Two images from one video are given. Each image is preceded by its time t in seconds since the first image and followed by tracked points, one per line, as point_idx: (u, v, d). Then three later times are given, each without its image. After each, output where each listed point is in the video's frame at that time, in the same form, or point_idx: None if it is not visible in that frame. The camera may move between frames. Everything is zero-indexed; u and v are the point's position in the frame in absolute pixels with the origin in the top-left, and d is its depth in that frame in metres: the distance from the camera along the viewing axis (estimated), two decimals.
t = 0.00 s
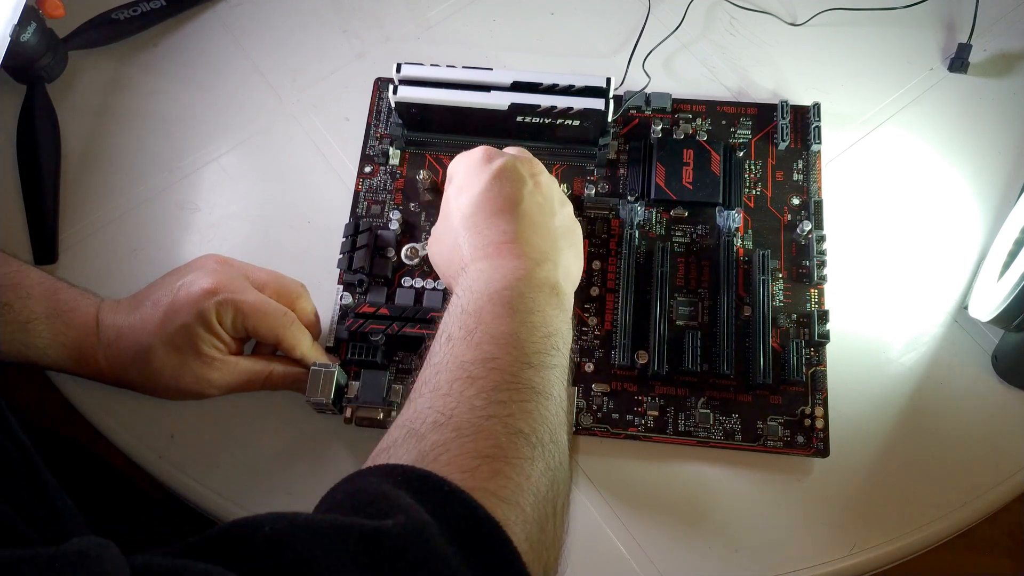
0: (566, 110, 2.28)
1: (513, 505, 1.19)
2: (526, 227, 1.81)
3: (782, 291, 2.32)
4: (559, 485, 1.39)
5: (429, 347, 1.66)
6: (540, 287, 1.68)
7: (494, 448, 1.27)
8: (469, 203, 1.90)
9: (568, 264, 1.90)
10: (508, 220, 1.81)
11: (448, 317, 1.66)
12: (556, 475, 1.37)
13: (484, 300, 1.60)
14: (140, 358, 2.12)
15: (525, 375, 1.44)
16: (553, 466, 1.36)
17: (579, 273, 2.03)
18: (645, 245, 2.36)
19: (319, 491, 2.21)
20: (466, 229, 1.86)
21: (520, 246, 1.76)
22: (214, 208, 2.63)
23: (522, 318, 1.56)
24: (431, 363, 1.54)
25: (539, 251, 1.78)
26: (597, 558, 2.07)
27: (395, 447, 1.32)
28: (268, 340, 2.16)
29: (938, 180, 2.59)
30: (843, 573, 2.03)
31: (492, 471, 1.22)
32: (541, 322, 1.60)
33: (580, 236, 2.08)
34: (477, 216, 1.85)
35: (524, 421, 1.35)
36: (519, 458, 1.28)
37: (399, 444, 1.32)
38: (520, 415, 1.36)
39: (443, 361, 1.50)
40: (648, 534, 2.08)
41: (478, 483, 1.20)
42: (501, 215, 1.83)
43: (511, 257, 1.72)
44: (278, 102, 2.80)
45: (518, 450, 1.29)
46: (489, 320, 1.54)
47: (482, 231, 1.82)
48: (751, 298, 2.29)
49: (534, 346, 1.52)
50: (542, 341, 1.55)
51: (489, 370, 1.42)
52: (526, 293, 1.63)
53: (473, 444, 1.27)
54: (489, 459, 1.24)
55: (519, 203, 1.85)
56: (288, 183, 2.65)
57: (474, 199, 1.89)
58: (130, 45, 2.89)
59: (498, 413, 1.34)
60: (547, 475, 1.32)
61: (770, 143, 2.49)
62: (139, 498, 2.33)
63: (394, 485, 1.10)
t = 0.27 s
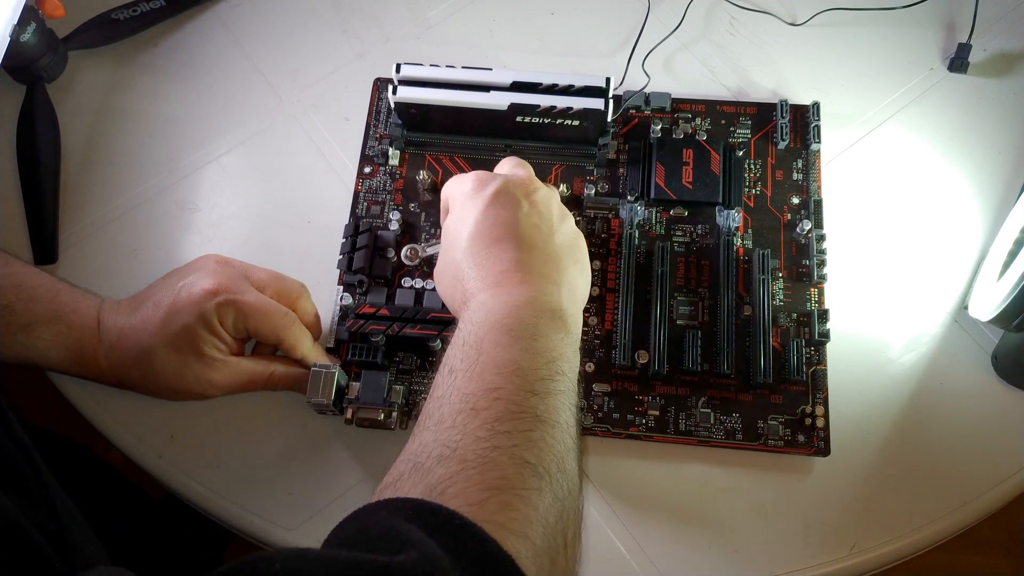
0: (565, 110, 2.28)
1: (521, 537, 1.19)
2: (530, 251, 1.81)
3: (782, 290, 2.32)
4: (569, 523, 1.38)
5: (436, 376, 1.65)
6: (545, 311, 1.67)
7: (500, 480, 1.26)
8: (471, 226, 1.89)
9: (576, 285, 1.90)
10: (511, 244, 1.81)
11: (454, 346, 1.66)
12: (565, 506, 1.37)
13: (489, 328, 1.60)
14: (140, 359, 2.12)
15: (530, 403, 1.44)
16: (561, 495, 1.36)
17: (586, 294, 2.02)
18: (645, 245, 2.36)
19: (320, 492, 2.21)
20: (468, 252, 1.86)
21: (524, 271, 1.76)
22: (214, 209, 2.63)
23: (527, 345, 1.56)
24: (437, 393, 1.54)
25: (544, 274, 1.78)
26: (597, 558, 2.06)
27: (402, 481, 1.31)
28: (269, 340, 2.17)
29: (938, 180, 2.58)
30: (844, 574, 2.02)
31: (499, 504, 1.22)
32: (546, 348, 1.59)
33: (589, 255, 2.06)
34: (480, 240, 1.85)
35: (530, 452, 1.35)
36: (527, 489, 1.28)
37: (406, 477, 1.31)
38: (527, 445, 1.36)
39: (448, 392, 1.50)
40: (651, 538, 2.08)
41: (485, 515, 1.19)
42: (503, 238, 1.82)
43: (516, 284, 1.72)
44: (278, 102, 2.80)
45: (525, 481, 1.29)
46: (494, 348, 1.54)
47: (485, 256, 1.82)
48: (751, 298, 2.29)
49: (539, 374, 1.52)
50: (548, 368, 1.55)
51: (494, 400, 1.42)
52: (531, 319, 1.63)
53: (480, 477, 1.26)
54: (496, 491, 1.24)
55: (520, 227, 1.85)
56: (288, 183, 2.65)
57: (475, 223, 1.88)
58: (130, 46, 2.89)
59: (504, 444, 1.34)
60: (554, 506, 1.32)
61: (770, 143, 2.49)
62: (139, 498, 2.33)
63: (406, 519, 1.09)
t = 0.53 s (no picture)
0: (565, 110, 2.28)
1: (522, 545, 1.18)
2: (521, 269, 1.85)
3: (782, 288, 2.32)
4: (576, 529, 1.37)
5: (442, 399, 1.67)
6: (541, 325, 1.69)
7: (499, 492, 1.26)
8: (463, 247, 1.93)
9: (574, 296, 1.91)
10: (502, 265, 1.86)
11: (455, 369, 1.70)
12: (570, 515, 1.36)
13: (485, 348, 1.64)
14: (142, 363, 2.11)
15: (529, 414, 1.44)
16: (565, 503, 1.35)
17: (589, 306, 2.03)
18: (645, 244, 2.36)
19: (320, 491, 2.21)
20: (463, 273, 1.91)
21: (515, 294, 1.81)
22: (214, 209, 2.62)
23: (525, 359, 1.57)
24: (439, 415, 1.56)
25: (537, 291, 1.81)
26: (598, 558, 2.06)
27: (404, 499, 1.34)
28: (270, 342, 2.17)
29: (938, 180, 2.58)
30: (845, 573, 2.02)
31: (498, 515, 1.21)
32: (545, 359, 1.60)
33: (591, 257, 2.07)
34: (471, 264, 1.90)
35: (530, 461, 1.35)
36: (526, 498, 1.28)
37: (407, 496, 1.34)
38: (526, 455, 1.35)
39: (449, 412, 1.52)
40: (654, 540, 2.07)
41: (484, 525, 1.19)
42: (494, 259, 1.88)
43: (508, 307, 1.78)
44: (278, 102, 2.80)
45: (524, 490, 1.28)
46: (491, 365, 1.56)
47: (478, 279, 1.87)
48: (751, 296, 2.29)
49: (538, 384, 1.52)
50: (547, 378, 1.55)
51: (492, 413, 1.43)
52: (527, 334, 1.65)
53: (479, 489, 1.26)
54: (495, 503, 1.24)
55: (510, 245, 1.89)
56: (288, 183, 2.65)
57: (465, 246, 1.93)
58: (130, 45, 2.89)
59: (502, 455, 1.34)
60: (557, 517, 1.30)
61: (769, 140, 2.49)
62: (139, 498, 2.33)
63: (412, 528, 1.09)
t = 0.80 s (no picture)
0: (564, 110, 2.28)
1: (517, 557, 1.17)
2: (506, 285, 1.88)
3: (782, 288, 2.32)
4: (569, 543, 1.35)
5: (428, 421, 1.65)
6: (526, 340, 1.72)
7: (491, 506, 1.25)
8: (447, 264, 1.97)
9: (560, 311, 1.93)
10: (487, 281, 1.89)
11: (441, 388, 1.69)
12: (564, 531, 1.35)
13: (471, 366, 1.65)
14: (144, 368, 2.13)
15: (518, 429, 1.45)
16: (558, 517, 1.35)
17: (577, 319, 2.05)
18: (644, 243, 2.36)
19: (321, 492, 2.21)
20: (449, 290, 1.93)
21: (499, 311, 1.83)
22: (214, 209, 2.63)
23: (510, 375, 1.59)
24: (426, 435, 1.54)
25: (521, 307, 1.84)
26: (598, 558, 2.06)
27: (393, 518, 1.30)
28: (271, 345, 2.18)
29: (938, 180, 2.58)
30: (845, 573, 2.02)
31: (491, 529, 1.20)
32: (532, 375, 1.61)
33: (582, 269, 2.10)
34: (456, 281, 1.93)
35: (521, 476, 1.35)
36: (519, 512, 1.27)
37: (396, 515, 1.30)
38: (516, 470, 1.35)
39: (436, 430, 1.51)
40: (655, 541, 2.07)
41: (477, 539, 1.18)
42: (479, 274, 1.90)
43: (492, 322, 1.80)
44: (278, 102, 2.80)
45: (517, 505, 1.28)
46: (478, 382, 1.57)
47: (464, 295, 1.89)
48: (751, 297, 2.29)
49: (525, 399, 1.53)
50: (534, 393, 1.57)
51: (481, 429, 1.43)
52: (514, 352, 1.66)
53: (471, 505, 1.25)
54: (487, 517, 1.23)
55: (492, 257, 1.92)
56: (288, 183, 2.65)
57: (449, 262, 1.97)
58: (130, 46, 2.88)
59: (493, 471, 1.34)
60: (551, 530, 1.30)
61: (770, 138, 2.49)
62: (139, 499, 2.33)
63: (408, 545, 1.08)
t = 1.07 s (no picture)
0: (567, 113, 2.28)
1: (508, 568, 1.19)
2: (494, 289, 1.88)
3: (782, 297, 2.33)
4: (557, 548, 1.37)
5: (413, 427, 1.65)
6: (513, 345, 1.72)
7: (481, 516, 1.27)
8: (437, 267, 1.97)
9: (549, 313, 1.93)
10: (475, 286, 1.89)
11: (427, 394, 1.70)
12: (552, 538, 1.37)
13: (457, 371, 1.65)
14: (141, 370, 2.13)
15: (506, 436, 1.46)
16: (546, 524, 1.37)
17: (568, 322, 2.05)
18: (645, 249, 2.37)
19: (321, 492, 2.22)
20: (438, 293, 1.93)
21: (487, 315, 1.83)
22: (214, 208, 2.62)
23: (497, 380, 1.60)
24: (413, 443, 1.55)
25: (509, 309, 1.84)
26: (597, 558, 2.08)
27: (382, 527, 1.31)
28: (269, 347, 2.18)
29: (938, 181, 2.59)
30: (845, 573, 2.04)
31: (481, 539, 1.22)
32: (519, 379, 1.63)
33: (574, 273, 2.10)
34: (445, 284, 1.93)
35: (509, 484, 1.36)
36: (508, 521, 1.29)
37: (385, 524, 1.31)
38: (504, 478, 1.37)
39: (423, 437, 1.52)
40: (656, 541, 2.09)
41: (468, 550, 1.19)
42: (468, 278, 1.91)
43: (479, 327, 1.80)
44: (277, 101, 2.79)
45: (506, 514, 1.29)
46: (465, 388, 1.58)
47: (451, 298, 1.89)
48: (750, 305, 2.29)
49: (513, 405, 1.54)
50: (522, 398, 1.58)
51: (468, 437, 1.45)
52: (501, 358, 1.67)
53: (460, 515, 1.26)
54: (478, 527, 1.24)
55: (484, 262, 1.94)
56: (288, 183, 2.65)
57: (438, 266, 1.97)
58: (130, 46, 2.87)
59: (481, 479, 1.35)
60: (541, 539, 1.32)
61: (772, 147, 2.50)
62: (139, 499, 2.34)
63: (399, 556, 1.07)
